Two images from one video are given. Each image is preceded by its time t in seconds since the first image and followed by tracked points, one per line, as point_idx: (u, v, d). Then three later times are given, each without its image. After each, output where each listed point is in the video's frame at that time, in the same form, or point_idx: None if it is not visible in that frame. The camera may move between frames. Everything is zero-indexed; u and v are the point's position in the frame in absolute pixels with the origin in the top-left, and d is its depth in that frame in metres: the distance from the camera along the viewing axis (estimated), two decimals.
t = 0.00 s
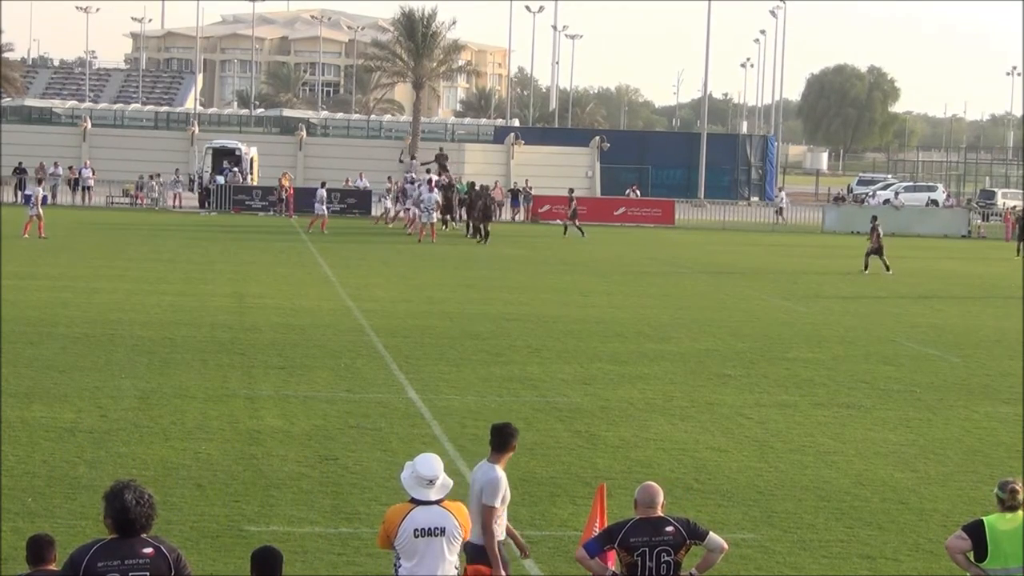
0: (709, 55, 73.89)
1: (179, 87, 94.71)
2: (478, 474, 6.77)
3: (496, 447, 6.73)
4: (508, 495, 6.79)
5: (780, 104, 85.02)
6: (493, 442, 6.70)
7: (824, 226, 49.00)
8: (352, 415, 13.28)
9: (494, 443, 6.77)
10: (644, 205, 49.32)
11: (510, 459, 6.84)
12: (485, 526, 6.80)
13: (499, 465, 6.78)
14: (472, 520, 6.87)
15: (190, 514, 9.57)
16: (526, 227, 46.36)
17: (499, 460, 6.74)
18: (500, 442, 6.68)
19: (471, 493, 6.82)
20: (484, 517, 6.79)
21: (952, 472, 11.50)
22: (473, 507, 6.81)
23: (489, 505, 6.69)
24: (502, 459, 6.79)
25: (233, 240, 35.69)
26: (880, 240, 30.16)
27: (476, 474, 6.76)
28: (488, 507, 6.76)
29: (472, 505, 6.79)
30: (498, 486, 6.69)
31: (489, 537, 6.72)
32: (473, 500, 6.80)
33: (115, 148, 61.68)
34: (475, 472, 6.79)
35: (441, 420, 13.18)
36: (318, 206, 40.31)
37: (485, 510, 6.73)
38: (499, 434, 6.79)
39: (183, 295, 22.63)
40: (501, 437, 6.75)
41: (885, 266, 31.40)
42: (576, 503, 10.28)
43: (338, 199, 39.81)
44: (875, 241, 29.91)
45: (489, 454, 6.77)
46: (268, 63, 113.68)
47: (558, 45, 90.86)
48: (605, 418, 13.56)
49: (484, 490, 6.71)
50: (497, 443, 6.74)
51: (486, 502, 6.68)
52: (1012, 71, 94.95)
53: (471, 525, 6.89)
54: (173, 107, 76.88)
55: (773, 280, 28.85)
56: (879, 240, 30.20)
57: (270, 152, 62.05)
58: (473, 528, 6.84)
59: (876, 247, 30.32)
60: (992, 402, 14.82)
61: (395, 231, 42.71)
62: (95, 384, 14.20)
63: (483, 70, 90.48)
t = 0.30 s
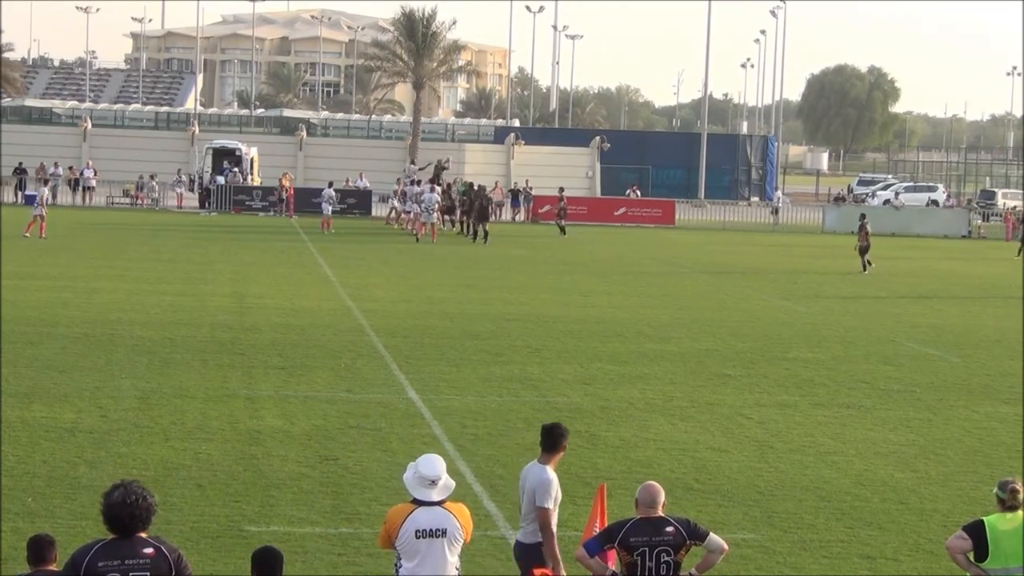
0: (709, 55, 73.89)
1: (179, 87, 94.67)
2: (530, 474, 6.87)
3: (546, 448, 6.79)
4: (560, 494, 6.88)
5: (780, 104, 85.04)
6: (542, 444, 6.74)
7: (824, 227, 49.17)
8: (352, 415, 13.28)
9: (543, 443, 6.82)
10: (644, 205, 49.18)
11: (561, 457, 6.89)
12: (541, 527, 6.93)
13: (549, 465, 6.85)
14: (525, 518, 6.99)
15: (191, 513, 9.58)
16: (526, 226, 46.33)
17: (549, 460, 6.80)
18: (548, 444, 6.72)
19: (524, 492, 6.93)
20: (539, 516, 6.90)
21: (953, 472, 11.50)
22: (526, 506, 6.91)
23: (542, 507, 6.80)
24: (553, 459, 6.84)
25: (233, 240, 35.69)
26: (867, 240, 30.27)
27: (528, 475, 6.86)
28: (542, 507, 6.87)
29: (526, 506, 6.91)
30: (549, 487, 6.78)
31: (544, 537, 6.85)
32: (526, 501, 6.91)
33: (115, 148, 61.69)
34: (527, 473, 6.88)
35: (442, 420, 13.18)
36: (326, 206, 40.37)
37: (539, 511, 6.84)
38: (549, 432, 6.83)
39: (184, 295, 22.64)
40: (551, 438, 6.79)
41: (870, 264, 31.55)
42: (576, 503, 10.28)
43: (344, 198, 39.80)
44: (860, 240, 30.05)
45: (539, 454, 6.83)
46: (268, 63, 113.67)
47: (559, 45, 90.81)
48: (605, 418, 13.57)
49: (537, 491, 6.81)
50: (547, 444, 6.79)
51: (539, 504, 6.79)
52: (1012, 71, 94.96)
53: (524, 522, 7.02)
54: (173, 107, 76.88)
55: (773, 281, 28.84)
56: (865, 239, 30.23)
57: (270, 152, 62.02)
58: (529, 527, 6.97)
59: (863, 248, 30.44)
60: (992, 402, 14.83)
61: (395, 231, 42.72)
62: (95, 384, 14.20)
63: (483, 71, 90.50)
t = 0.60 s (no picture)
0: (709, 55, 73.90)
1: (179, 87, 94.62)
2: (580, 482, 6.77)
3: (597, 455, 6.71)
4: (610, 504, 6.75)
5: (780, 104, 85.02)
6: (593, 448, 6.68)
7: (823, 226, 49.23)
8: (352, 415, 13.28)
9: (595, 451, 6.76)
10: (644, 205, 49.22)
11: (613, 468, 6.82)
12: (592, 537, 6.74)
13: (600, 473, 6.77)
14: (574, 526, 6.84)
15: (190, 514, 9.58)
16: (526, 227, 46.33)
17: (601, 467, 6.72)
18: (601, 448, 6.66)
19: (572, 502, 6.81)
20: (589, 525, 6.74)
21: (953, 472, 11.51)
22: (576, 516, 6.77)
23: (593, 512, 6.65)
24: (603, 469, 6.77)
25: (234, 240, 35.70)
26: (857, 237, 30.39)
27: (579, 482, 6.75)
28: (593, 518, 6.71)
29: (576, 513, 6.76)
30: (600, 493, 6.66)
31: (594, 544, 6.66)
32: (575, 506, 6.77)
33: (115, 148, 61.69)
34: (578, 480, 6.77)
35: (442, 420, 13.18)
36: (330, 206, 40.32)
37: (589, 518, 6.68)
38: (602, 441, 6.78)
39: (184, 295, 22.63)
40: (602, 446, 6.74)
41: (860, 262, 31.64)
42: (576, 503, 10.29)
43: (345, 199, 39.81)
44: (850, 239, 30.17)
45: (590, 462, 6.77)
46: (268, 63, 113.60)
47: (559, 45, 90.78)
48: (605, 418, 13.57)
49: (587, 497, 6.69)
50: (598, 452, 6.73)
51: (591, 508, 6.63)
52: (1011, 72, 94.98)
53: (573, 530, 6.86)
54: (173, 107, 76.87)
55: (772, 281, 28.84)
56: (856, 239, 30.33)
57: (270, 152, 62.00)
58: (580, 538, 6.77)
59: (852, 246, 30.55)
60: (992, 402, 14.83)
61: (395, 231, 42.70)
62: (95, 383, 14.20)
63: (483, 71, 90.48)
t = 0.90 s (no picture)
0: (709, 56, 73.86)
1: (179, 87, 94.55)
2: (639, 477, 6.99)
3: (653, 449, 6.98)
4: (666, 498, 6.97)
5: (780, 104, 84.99)
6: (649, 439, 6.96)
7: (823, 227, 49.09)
8: (352, 415, 13.27)
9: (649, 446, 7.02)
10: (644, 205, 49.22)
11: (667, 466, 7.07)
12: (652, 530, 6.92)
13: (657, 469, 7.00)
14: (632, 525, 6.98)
15: (190, 514, 9.57)
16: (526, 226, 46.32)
17: (658, 460, 6.96)
18: (657, 438, 6.93)
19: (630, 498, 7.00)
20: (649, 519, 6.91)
21: (953, 472, 11.50)
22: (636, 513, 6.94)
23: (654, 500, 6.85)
24: (657, 464, 7.01)
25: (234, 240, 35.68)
26: (844, 236, 30.59)
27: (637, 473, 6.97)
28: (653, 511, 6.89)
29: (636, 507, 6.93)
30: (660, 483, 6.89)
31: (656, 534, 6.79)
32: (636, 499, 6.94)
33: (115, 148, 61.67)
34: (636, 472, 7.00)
35: (442, 420, 13.18)
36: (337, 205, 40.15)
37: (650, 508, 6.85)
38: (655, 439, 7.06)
39: (185, 295, 22.62)
40: (656, 441, 6.99)
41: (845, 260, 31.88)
42: (576, 503, 10.29)
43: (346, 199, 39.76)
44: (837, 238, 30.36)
45: (646, 457, 7.01)
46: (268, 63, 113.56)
47: (559, 45, 90.76)
48: (605, 418, 13.57)
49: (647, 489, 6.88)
50: (651, 446, 7.00)
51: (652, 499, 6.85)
52: (1011, 72, 95.03)
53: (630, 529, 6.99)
54: (173, 107, 76.86)
55: (773, 281, 28.82)
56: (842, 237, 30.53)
57: (270, 152, 61.90)
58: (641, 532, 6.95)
59: (839, 244, 30.72)
60: (993, 402, 14.83)
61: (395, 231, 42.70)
62: (94, 384, 14.20)
63: (482, 71, 90.45)
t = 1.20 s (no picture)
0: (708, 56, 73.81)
1: (179, 87, 94.49)
2: (712, 482, 7.17)
3: (727, 456, 7.14)
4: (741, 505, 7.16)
5: (779, 105, 84.89)
6: (723, 448, 7.12)
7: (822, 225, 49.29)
8: (351, 415, 13.27)
9: (723, 451, 7.19)
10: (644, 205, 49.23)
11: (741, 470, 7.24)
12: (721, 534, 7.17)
13: (732, 474, 7.17)
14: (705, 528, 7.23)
15: (190, 513, 9.58)
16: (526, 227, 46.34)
17: (731, 468, 7.14)
18: (731, 448, 7.08)
19: (704, 502, 7.22)
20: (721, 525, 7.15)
21: (953, 472, 11.51)
22: (708, 518, 7.16)
23: (726, 511, 7.08)
24: (733, 469, 7.17)
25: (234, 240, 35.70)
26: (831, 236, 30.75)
27: (710, 480, 7.17)
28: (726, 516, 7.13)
29: (708, 513, 7.16)
30: (733, 495, 7.09)
31: (728, 543, 7.08)
32: (709, 506, 7.17)
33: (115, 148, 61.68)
34: (708, 479, 7.20)
35: (441, 420, 13.19)
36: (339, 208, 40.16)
37: (722, 517, 7.09)
38: (729, 443, 7.21)
39: (185, 295, 22.63)
40: (731, 448, 7.15)
41: (831, 259, 32.20)
42: (576, 503, 10.29)
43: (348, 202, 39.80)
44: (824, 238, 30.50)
45: (720, 463, 7.18)
46: (267, 64, 113.59)
47: (559, 44, 90.75)
48: (605, 418, 13.57)
49: (721, 498, 7.10)
50: (726, 452, 7.16)
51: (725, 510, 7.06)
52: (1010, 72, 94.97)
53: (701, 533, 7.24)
54: (172, 108, 76.88)
55: (772, 281, 28.80)
56: (830, 237, 30.64)
57: (270, 152, 61.84)
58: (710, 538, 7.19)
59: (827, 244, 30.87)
60: (992, 402, 14.83)
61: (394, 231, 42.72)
62: (94, 383, 14.20)
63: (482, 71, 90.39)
